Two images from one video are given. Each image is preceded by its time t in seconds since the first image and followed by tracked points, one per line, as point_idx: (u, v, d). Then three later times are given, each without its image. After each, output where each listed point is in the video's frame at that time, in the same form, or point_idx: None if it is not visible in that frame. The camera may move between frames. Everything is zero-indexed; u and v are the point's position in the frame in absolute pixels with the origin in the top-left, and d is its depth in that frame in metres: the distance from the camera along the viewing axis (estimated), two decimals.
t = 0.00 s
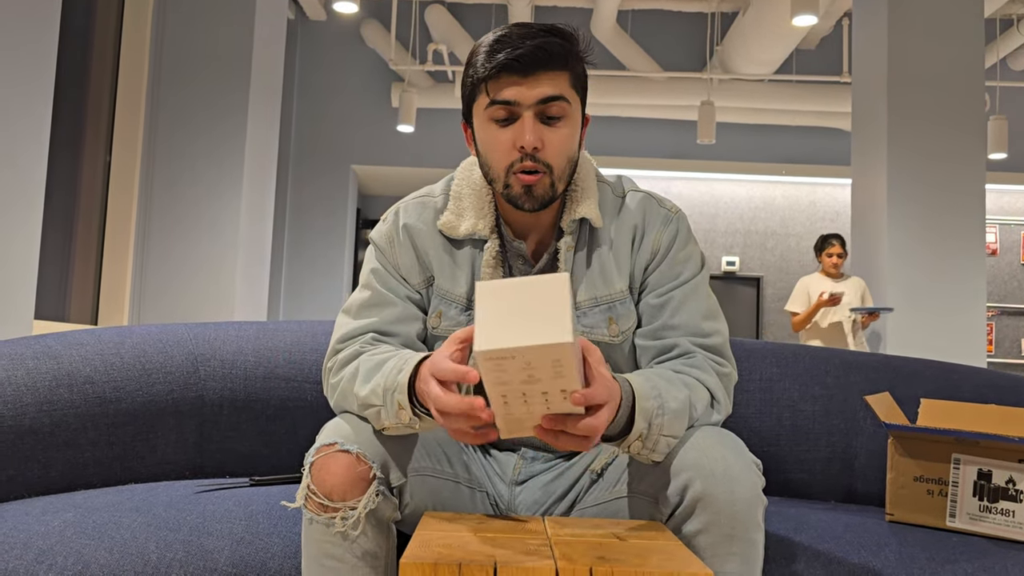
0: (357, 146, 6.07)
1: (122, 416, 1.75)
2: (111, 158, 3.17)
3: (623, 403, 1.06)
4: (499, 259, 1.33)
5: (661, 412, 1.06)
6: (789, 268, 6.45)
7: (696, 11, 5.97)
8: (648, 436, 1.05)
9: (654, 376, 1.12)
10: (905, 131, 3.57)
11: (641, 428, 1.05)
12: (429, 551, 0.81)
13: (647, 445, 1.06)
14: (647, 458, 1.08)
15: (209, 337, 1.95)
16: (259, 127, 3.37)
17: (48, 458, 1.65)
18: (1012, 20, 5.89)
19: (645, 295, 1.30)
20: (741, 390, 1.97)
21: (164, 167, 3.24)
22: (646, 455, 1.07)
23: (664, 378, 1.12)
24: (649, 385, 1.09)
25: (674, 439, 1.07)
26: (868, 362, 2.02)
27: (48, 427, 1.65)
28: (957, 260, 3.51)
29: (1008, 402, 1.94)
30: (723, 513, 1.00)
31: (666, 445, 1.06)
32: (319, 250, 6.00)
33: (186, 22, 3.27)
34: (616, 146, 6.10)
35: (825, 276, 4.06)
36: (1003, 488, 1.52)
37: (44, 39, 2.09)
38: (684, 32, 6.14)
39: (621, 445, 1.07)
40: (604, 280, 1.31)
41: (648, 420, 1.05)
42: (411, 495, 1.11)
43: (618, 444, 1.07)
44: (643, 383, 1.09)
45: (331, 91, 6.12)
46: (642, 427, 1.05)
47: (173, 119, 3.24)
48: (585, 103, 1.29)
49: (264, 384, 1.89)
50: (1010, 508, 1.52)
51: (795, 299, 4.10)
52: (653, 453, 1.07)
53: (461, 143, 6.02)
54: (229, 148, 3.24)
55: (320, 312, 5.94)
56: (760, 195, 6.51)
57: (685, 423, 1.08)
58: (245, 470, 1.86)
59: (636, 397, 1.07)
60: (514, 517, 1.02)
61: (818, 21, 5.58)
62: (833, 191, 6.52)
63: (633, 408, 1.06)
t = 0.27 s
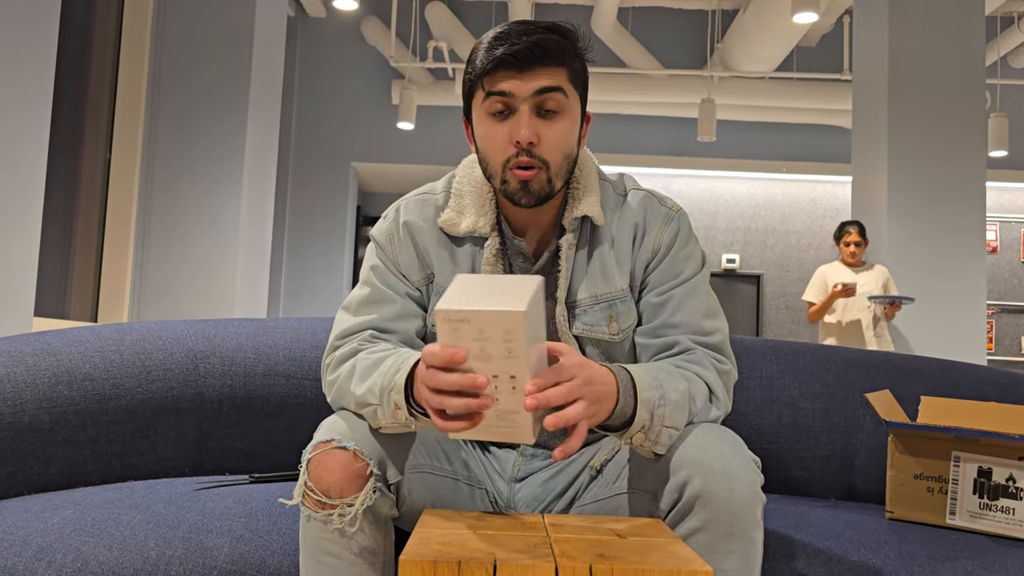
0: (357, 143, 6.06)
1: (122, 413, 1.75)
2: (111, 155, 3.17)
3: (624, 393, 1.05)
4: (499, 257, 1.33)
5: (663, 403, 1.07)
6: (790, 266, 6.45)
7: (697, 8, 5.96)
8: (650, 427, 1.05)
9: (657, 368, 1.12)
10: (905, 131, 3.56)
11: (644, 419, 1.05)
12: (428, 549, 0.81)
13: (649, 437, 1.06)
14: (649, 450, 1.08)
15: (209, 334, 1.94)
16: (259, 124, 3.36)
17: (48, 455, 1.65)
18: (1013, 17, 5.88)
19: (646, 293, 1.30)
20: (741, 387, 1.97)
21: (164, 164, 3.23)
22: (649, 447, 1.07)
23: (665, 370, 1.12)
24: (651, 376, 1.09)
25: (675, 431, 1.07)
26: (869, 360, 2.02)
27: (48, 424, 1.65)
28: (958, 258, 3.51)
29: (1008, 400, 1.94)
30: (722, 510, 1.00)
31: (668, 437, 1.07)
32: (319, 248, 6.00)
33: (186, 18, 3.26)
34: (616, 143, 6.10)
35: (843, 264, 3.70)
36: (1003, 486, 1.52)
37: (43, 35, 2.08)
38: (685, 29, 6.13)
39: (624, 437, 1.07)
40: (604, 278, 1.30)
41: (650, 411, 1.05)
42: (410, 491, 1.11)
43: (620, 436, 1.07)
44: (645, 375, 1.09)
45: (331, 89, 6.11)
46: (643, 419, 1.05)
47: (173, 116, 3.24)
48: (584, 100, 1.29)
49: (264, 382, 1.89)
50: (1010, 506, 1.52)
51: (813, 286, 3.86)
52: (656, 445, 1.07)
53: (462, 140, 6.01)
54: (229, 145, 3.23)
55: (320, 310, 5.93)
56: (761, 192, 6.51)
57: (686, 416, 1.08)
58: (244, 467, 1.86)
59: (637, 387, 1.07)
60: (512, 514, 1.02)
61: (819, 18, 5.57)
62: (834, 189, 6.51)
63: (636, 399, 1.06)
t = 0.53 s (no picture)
0: (357, 142, 6.06)
1: (122, 412, 1.75)
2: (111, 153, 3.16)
3: (616, 399, 1.06)
4: (498, 256, 1.33)
5: (657, 407, 1.07)
6: (790, 265, 6.45)
7: (696, 7, 5.95)
8: (645, 432, 1.06)
9: (649, 372, 1.12)
10: (904, 131, 3.56)
11: (638, 425, 1.05)
12: (429, 547, 0.81)
13: (646, 441, 1.06)
14: (648, 453, 1.08)
15: (209, 332, 1.94)
16: (259, 122, 3.36)
17: (48, 454, 1.65)
18: (1012, 16, 5.88)
19: (646, 290, 1.30)
20: (741, 386, 1.97)
21: (164, 162, 3.23)
22: (648, 451, 1.07)
23: (657, 373, 1.12)
24: (642, 381, 1.09)
25: (673, 434, 1.07)
26: (868, 359, 2.02)
27: (48, 423, 1.65)
28: (957, 256, 3.51)
29: (1008, 398, 1.94)
30: (724, 508, 1.00)
31: (665, 440, 1.07)
32: (319, 247, 5.99)
33: (186, 16, 3.26)
34: (616, 142, 6.09)
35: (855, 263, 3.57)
36: (1003, 484, 1.52)
37: (43, 34, 2.08)
38: (684, 28, 6.13)
39: (620, 443, 1.07)
40: (604, 276, 1.30)
41: (644, 417, 1.06)
42: (411, 490, 1.12)
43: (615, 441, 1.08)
44: (636, 380, 1.09)
45: (330, 87, 6.11)
46: (637, 425, 1.05)
47: (173, 115, 3.24)
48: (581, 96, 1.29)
49: (264, 380, 1.89)
50: (1010, 504, 1.52)
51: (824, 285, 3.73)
52: (654, 448, 1.07)
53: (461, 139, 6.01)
54: (229, 144, 3.23)
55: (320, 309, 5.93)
56: (761, 191, 6.50)
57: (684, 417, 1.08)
58: (245, 465, 1.86)
59: (628, 393, 1.07)
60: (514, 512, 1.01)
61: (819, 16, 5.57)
62: (833, 188, 6.51)
63: (628, 404, 1.06)
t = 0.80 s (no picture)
0: (357, 141, 6.06)
1: (122, 411, 1.75)
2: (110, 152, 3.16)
3: (623, 404, 1.04)
4: (495, 256, 1.33)
5: (661, 412, 1.06)
6: (789, 264, 6.46)
7: (696, 5, 5.95)
8: (647, 437, 1.05)
9: (649, 375, 1.11)
10: (903, 130, 3.56)
11: (642, 429, 1.04)
12: (427, 547, 0.81)
13: (648, 446, 1.06)
14: (648, 457, 1.07)
15: (209, 332, 1.94)
16: (258, 121, 3.36)
17: (47, 453, 1.65)
18: (1012, 15, 5.87)
19: (643, 289, 1.30)
20: (740, 385, 1.97)
21: (164, 161, 3.23)
22: (649, 455, 1.06)
23: (658, 376, 1.12)
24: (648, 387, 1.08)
25: (674, 438, 1.07)
26: (868, 358, 2.02)
27: (47, 422, 1.65)
28: (957, 255, 3.51)
29: (1007, 398, 1.94)
30: (722, 507, 1.00)
31: (666, 444, 1.06)
32: (318, 246, 6.00)
33: (185, 15, 3.26)
34: (616, 141, 6.09)
35: (865, 254, 3.47)
36: (1003, 484, 1.52)
37: (42, 32, 2.08)
38: (684, 27, 6.13)
39: (621, 447, 1.06)
40: (602, 275, 1.31)
41: (648, 421, 1.05)
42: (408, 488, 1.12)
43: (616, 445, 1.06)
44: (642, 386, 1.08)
45: (330, 86, 6.10)
46: (641, 430, 1.04)
47: (172, 114, 3.24)
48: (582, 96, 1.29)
49: (263, 379, 1.89)
50: (1009, 504, 1.52)
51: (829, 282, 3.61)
52: (655, 452, 1.06)
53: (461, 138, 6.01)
54: (229, 143, 3.23)
55: (319, 308, 5.93)
56: (760, 190, 6.50)
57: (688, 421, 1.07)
58: (244, 465, 1.86)
59: (635, 399, 1.05)
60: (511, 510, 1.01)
61: (819, 15, 5.57)
62: (833, 187, 6.51)
63: (633, 409, 1.05)
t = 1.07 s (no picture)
0: (357, 140, 6.06)
1: (122, 410, 1.75)
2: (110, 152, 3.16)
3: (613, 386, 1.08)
4: (491, 253, 1.31)
5: (652, 402, 1.07)
6: (789, 263, 6.46)
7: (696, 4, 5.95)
8: (637, 421, 1.07)
9: (651, 367, 1.12)
10: (903, 130, 3.55)
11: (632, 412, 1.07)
12: (428, 546, 0.81)
13: (635, 432, 1.08)
14: (637, 444, 1.10)
15: (209, 331, 1.95)
16: (258, 120, 3.36)
17: (47, 453, 1.65)
18: (1012, 14, 5.87)
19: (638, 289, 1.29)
20: (740, 385, 1.97)
21: (164, 161, 3.23)
22: (635, 442, 1.09)
23: (659, 371, 1.12)
24: (644, 372, 1.10)
25: (663, 429, 1.08)
26: (867, 358, 2.03)
27: (48, 421, 1.65)
28: (957, 254, 3.51)
29: (1007, 397, 1.94)
30: (716, 506, 1.00)
31: (654, 434, 1.08)
32: (318, 245, 6.00)
33: (185, 15, 3.26)
34: (616, 140, 6.09)
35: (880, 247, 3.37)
36: (1003, 483, 1.53)
37: (42, 32, 2.08)
38: (684, 26, 6.12)
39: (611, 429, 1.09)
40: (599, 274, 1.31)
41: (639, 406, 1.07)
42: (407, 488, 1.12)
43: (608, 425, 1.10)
44: (639, 370, 1.10)
45: (330, 85, 6.10)
46: (631, 412, 1.06)
47: (172, 113, 3.24)
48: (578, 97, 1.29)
49: (264, 378, 1.90)
50: (1009, 503, 1.52)
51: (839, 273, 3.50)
52: (643, 440, 1.08)
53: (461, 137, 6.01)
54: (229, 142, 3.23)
55: (319, 307, 5.93)
56: (761, 189, 6.50)
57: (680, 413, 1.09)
58: (244, 464, 1.86)
59: (629, 380, 1.08)
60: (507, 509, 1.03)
61: (819, 14, 5.56)
62: (833, 186, 6.50)
63: (626, 391, 1.08)
